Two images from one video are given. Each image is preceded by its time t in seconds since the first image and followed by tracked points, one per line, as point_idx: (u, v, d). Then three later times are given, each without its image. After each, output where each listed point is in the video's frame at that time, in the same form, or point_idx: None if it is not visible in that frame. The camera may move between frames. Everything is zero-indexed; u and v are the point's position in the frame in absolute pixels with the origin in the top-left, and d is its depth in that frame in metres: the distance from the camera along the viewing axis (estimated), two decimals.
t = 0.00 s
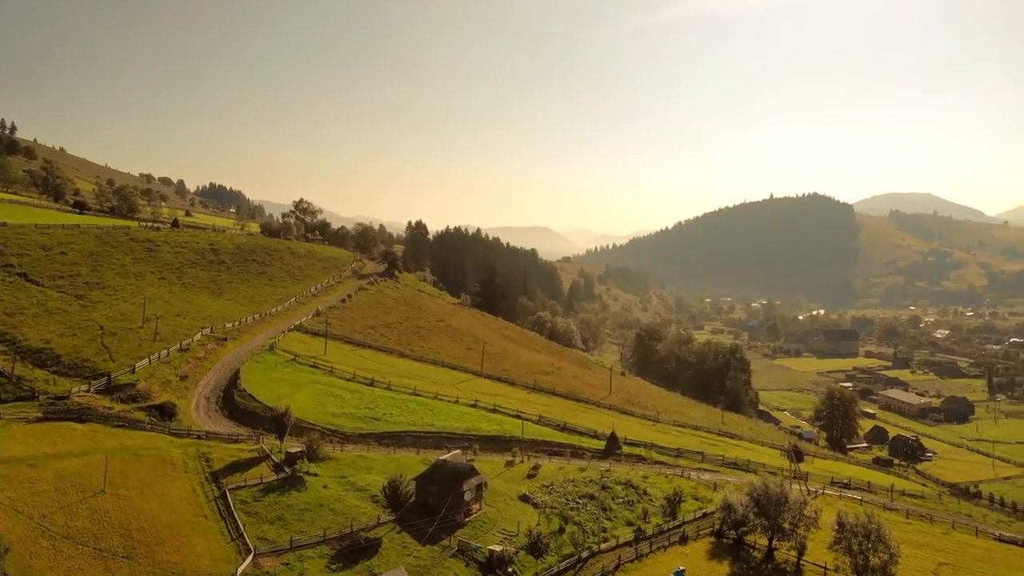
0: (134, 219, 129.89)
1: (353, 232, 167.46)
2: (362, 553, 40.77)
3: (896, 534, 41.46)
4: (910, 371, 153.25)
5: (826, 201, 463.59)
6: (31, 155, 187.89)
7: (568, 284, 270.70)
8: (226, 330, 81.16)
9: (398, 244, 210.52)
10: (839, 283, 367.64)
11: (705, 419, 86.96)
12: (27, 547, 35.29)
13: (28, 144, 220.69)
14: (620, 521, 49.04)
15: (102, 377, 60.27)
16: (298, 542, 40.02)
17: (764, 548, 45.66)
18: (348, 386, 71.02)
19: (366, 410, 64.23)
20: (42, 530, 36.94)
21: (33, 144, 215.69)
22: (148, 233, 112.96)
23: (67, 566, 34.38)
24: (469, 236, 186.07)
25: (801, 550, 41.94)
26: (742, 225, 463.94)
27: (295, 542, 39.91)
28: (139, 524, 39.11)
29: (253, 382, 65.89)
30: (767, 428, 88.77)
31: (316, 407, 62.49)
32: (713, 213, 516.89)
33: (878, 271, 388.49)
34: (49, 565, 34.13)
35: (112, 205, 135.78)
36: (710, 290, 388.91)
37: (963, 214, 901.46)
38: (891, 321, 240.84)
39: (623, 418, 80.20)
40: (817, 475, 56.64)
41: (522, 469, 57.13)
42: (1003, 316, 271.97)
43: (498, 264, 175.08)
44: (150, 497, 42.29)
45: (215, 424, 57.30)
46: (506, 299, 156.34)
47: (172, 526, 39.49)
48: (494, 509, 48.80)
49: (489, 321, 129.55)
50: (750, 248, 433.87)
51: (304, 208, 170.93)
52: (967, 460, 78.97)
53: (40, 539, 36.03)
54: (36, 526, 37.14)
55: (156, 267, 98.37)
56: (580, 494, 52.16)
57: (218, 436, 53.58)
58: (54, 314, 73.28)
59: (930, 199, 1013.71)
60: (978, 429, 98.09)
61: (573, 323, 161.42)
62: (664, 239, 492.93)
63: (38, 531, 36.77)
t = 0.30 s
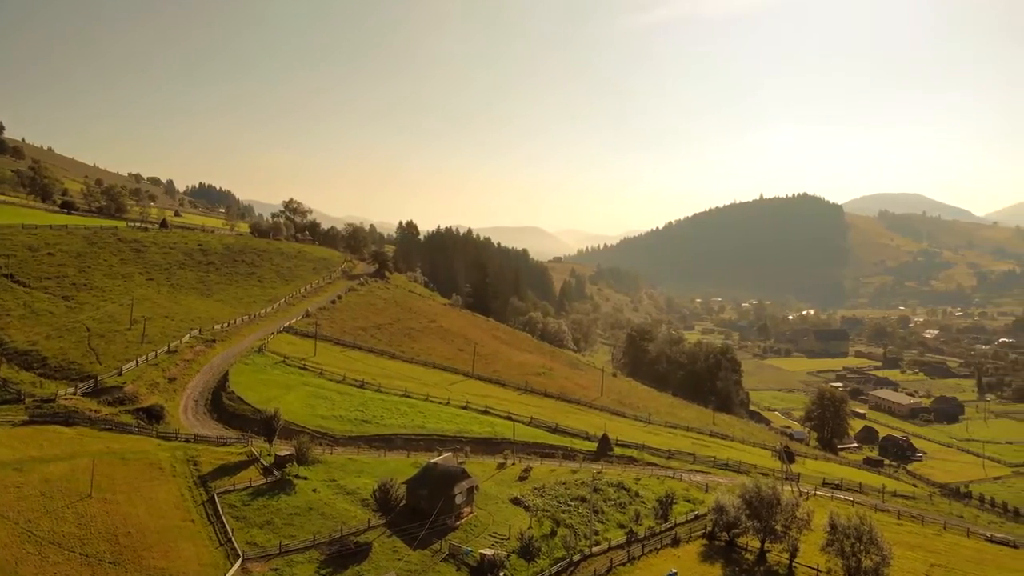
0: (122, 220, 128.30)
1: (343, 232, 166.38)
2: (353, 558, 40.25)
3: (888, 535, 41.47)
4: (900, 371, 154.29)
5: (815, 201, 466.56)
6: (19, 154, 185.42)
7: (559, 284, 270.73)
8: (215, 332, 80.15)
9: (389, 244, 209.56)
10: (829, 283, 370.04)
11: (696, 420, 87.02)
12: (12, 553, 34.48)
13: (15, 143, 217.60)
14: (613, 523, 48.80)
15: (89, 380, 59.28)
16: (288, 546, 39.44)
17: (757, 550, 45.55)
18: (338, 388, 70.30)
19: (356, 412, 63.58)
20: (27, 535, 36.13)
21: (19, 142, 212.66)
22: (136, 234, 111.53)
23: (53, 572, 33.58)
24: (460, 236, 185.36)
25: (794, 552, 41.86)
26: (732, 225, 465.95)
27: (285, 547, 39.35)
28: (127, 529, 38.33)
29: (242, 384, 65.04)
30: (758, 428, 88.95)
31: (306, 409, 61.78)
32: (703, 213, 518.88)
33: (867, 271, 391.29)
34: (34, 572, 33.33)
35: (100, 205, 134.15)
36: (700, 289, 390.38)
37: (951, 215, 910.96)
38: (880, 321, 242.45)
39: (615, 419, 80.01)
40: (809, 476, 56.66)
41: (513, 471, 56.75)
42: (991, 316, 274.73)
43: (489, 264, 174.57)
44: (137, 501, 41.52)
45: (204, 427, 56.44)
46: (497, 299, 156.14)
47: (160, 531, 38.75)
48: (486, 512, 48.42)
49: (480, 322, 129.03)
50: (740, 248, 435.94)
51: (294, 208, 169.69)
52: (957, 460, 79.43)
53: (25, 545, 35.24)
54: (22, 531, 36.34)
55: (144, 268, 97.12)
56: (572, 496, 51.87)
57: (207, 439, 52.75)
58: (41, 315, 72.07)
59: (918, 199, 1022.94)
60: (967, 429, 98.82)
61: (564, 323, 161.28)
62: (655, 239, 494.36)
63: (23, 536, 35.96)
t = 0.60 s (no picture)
0: (110, 220, 126.79)
1: (334, 233, 165.26)
2: (342, 563, 39.70)
3: (880, 537, 41.44)
4: (889, 371, 155.31)
5: (804, 202, 469.60)
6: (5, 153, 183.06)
7: (550, 284, 270.92)
8: (204, 334, 79.20)
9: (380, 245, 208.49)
10: (818, 284, 372.40)
11: (688, 421, 87.03)
12: None
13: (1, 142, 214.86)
14: (605, 526, 48.48)
15: (76, 383, 58.33)
16: (277, 551, 38.90)
17: (749, 553, 45.45)
18: (328, 390, 69.55)
19: (346, 415, 62.90)
20: (12, 542, 35.38)
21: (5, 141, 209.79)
22: (123, 234, 110.07)
23: None
24: (451, 236, 184.60)
25: (787, 554, 41.72)
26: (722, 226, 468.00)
27: (274, 552, 38.80)
28: (113, 534, 37.61)
29: (231, 387, 64.18)
30: (749, 429, 88.96)
31: (295, 412, 61.04)
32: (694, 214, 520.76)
33: (856, 271, 394.26)
34: None
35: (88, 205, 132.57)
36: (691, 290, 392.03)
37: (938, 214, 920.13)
38: (870, 321, 244.00)
39: (607, 420, 79.75)
40: (800, 477, 56.63)
41: (505, 474, 56.32)
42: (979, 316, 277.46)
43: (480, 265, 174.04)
44: (125, 506, 40.74)
45: (192, 431, 55.62)
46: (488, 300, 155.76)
47: (147, 536, 38.01)
48: (477, 515, 47.97)
49: (471, 323, 128.49)
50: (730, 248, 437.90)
51: (284, 208, 168.45)
52: (947, 460, 79.83)
53: (10, 551, 34.47)
54: (6, 537, 35.57)
55: (132, 269, 95.88)
56: (564, 499, 51.56)
57: (195, 442, 51.94)
58: (26, 317, 70.92)
59: (906, 200, 1032.13)
60: (957, 429, 99.39)
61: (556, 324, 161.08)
62: (646, 239, 495.76)
63: (8, 543, 35.20)
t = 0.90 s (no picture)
0: (98, 220, 125.36)
1: (324, 233, 164.14)
2: (332, 568, 39.18)
3: (873, 538, 41.44)
4: (879, 371, 156.33)
5: (794, 202, 472.46)
6: None
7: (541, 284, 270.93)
8: (193, 336, 78.29)
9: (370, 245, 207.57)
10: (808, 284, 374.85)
11: (679, 422, 86.98)
12: None
13: None
14: (597, 529, 48.18)
15: (63, 386, 57.38)
16: (266, 557, 38.34)
17: (741, 555, 45.36)
18: (318, 392, 68.81)
19: (336, 418, 62.24)
20: None
21: None
22: (111, 235, 108.79)
23: None
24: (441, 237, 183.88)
25: (779, 556, 41.56)
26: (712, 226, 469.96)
27: (263, 557, 38.23)
28: (100, 539, 36.90)
29: (220, 389, 63.36)
30: (740, 429, 89.12)
31: (285, 415, 60.31)
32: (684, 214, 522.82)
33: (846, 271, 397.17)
34: None
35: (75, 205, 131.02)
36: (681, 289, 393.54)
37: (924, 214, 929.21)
38: (860, 321, 245.74)
39: (598, 422, 79.52)
40: (792, 479, 56.61)
41: (496, 477, 55.89)
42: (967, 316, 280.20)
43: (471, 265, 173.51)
44: (111, 511, 39.99)
45: (181, 434, 54.79)
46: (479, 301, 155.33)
47: (134, 542, 37.31)
48: (468, 519, 47.55)
49: (462, 324, 127.97)
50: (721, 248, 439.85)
51: (273, 208, 167.23)
52: (937, 460, 80.25)
53: None
54: None
55: (119, 270, 94.69)
56: (556, 502, 51.25)
57: (183, 446, 51.15)
58: (12, 319, 69.78)
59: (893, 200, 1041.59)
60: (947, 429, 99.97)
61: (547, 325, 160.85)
62: (637, 239, 497.11)
63: None
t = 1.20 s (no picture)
0: (86, 221, 123.85)
1: (314, 233, 162.94)
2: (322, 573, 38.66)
3: (865, 539, 41.45)
4: (869, 371, 157.29)
5: (784, 203, 475.25)
6: None
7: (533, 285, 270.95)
8: (181, 338, 77.30)
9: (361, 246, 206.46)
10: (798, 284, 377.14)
11: (670, 423, 86.95)
12: None
13: None
14: (588, 531, 47.90)
15: (49, 389, 56.49)
16: (255, 562, 37.73)
17: (734, 557, 45.25)
18: (307, 395, 68.10)
19: (326, 421, 61.53)
20: None
21: None
22: (98, 236, 107.52)
23: None
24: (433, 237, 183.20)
25: (771, 559, 41.43)
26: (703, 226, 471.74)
27: (251, 563, 37.63)
28: (86, 545, 36.23)
29: (209, 392, 62.57)
30: (731, 430, 89.24)
31: (274, 418, 59.54)
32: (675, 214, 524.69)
33: (835, 272, 399.91)
34: None
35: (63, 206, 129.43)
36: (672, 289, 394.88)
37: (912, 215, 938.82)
38: (850, 321, 247.44)
39: (590, 423, 79.32)
40: (784, 480, 56.65)
41: (487, 479, 55.45)
42: (955, 315, 282.84)
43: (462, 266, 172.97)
44: (98, 517, 39.27)
45: (168, 437, 53.99)
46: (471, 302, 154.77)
47: (121, 547, 36.64)
48: (459, 522, 47.11)
49: (453, 325, 127.32)
50: (711, 248, 441.68)
51: (263, 208, 165.96)
52: (927, 460, 80.71)
53: None
54: None
55: (107, 271, 93.53)
56: (547, 505, 50.91)
57: (171, 449, 50.38)
58: None
59: (882, 201, 1050.59)
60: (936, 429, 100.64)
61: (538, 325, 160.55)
62: (628, 240, 498.42)
63: None
